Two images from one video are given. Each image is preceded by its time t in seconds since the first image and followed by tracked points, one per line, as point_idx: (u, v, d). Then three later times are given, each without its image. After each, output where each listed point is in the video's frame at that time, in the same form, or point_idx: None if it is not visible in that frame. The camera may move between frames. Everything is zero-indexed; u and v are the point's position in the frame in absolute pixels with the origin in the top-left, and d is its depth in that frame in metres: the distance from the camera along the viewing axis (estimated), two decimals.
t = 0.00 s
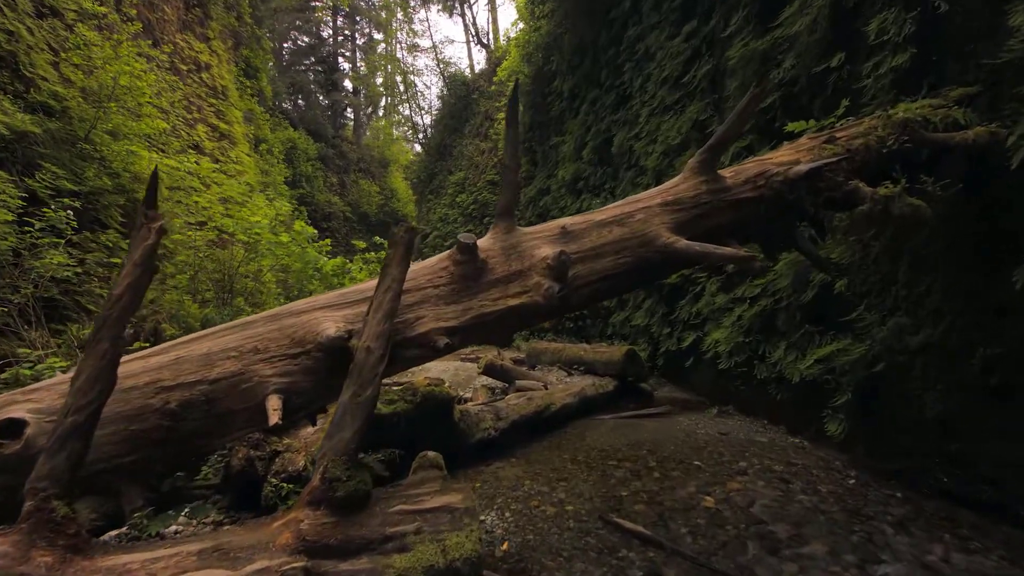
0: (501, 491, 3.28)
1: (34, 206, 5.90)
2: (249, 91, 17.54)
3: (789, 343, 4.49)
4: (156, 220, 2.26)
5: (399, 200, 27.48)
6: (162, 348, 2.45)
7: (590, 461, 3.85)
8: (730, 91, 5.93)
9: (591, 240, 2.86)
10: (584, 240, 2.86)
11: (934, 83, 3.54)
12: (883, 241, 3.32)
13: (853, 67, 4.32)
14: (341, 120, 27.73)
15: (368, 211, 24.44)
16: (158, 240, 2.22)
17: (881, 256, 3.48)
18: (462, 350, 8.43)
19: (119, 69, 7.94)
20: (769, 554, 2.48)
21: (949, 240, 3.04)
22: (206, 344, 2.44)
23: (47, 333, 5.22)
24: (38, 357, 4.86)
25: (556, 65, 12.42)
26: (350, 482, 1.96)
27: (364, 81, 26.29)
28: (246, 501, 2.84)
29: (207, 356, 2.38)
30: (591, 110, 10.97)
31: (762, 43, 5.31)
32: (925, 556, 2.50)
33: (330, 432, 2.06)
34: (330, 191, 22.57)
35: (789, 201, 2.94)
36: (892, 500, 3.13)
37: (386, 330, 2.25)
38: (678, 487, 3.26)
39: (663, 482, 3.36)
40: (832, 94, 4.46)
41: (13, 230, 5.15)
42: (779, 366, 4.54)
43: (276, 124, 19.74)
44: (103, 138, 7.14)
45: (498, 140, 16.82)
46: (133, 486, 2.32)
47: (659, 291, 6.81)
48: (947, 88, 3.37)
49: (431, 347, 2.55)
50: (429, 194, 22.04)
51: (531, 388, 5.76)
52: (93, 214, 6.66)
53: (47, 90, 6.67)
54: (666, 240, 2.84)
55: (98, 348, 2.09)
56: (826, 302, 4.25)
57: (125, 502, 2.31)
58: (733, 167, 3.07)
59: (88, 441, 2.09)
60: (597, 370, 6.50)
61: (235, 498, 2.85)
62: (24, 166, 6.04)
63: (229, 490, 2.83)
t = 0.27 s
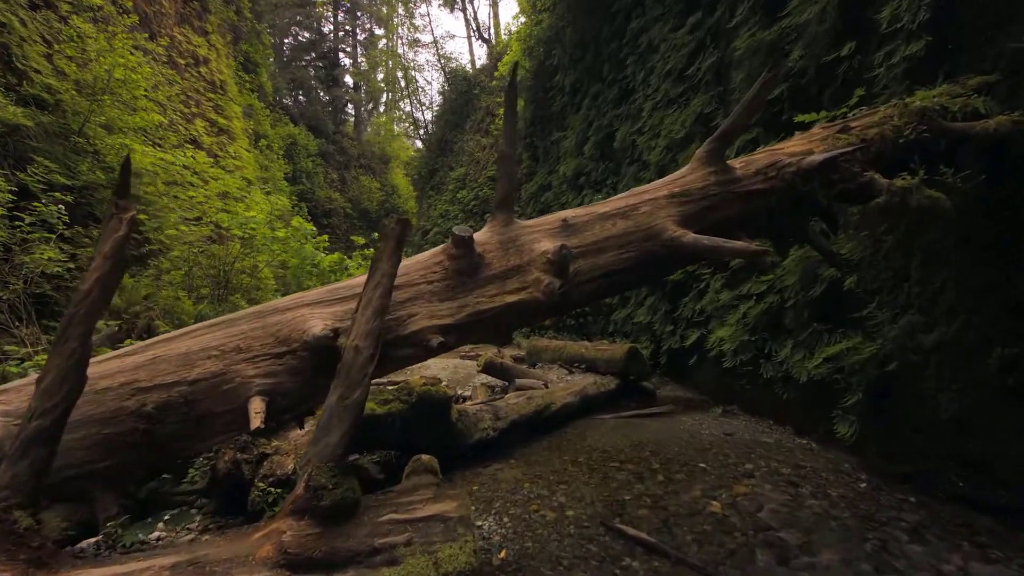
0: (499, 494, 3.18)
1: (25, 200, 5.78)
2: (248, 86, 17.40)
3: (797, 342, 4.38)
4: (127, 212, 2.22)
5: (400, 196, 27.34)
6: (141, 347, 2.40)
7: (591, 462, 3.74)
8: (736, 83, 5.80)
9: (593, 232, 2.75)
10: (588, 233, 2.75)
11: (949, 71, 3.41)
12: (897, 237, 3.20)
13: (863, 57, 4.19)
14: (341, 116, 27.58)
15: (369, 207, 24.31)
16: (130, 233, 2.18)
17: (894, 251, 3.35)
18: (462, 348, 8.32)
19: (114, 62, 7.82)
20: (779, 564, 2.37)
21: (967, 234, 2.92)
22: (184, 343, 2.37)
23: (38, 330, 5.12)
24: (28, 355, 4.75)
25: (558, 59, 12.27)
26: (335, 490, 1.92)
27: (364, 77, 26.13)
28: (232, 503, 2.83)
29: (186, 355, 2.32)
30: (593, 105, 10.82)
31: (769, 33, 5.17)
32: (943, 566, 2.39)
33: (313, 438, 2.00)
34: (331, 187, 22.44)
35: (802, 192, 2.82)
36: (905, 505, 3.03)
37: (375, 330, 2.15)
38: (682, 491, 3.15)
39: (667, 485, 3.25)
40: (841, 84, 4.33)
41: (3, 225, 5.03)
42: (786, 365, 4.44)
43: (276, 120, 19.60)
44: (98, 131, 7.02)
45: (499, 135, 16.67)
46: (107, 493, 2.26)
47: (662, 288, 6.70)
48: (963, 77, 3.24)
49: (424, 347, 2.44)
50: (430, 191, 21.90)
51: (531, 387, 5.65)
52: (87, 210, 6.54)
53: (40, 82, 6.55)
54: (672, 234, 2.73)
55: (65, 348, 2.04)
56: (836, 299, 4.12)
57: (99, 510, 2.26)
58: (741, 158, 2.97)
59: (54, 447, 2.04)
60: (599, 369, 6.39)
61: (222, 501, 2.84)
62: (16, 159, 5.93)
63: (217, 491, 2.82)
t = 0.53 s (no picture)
0: (496, 498, 3.07)
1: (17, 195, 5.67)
2: (248, 82, 17.24)
3: (805, 341, 4.28)
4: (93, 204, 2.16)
5: (401, 193, 27.19)
6: (114, 347, 2.35)
7: (593, 464, 3.63)
8: (742, 76, 5.66)
9: (595, 226, 2.64)
10: (590, 227, 2.64)
11: (966, 60, 3.27)
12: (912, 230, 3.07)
13: (875, 46, 4.05)
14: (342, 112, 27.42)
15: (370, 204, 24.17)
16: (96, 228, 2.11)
17: (906, 247, 3.23)
18: (461, 345, 8.19)
19: (109, 54, 7.70)
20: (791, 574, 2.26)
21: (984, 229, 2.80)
22: (160, 344, 2.32)
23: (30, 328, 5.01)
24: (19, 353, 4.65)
25: (559, 53, 12.11)
26: (318, 501, 1.95)
27: (365, 72, 25.96)
28: (212, 512, 2.82)
29: (162, 355, 2.28)
30: (595, 99, 10.67)
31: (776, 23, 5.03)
32: None
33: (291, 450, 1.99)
34: (332, 184, 22.30)
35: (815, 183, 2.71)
36: (918, 510, 2.91)
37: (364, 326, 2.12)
38: (688, 495, 3.04)
39: (672, 488, 3.14)
40: (852, 75, 4.19)
41: None
42: (794, 364, 4.34)
43: (277, 116, 19.45)
44: (92, 125, 6.91)
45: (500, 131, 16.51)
46: (76, 502, 2.20)
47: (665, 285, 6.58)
48: (981, 66, 3.11)
49: (415, 346, 2.35)
50: (431, 187, 21.75)
51: (532, 386, 5.53)
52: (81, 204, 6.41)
53: (33, 75, 6.43)
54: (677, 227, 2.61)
55: (26, 348, 1.98)
56: (845, 296, 4.01)
57: (69, 519, 2.20)
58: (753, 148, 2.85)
59: (13, 454, 2.00)
60: (600, 367, 6.27)
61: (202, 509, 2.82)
62: (8, 153, 5.81)
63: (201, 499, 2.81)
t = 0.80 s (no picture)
0: (494, 502, 2.96)
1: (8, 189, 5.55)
2: (248, 78, 17.10)
3: (813, 339, 4.17)
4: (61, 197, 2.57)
5: (403, 190, 27.06)
6: (84, 347, 2.27)
7: (594, 466, 3.52)
8: (747, 68, 5.52)
9: (596, 219, 2.54)
10: (590, 220, 2.55)
11: (983, 48, 3.14)
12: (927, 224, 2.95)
13: (886, 35, 3.92)
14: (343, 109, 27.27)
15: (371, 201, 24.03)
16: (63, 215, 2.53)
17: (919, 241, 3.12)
18: (462, 343, 8.08)
19: (103, 48, 7.59)
20: None
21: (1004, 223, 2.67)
22: (130, 344, 2.25)
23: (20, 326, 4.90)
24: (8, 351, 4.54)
25: (561, 48, 11.97)
26: (297, 513, 1.94)
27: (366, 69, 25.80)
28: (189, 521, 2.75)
29: (134, 356, 2.20)
30: (597, 95, 10.53)
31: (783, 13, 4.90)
32: None
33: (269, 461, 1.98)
34: (333, 181, 22.17)
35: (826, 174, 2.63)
36: (932, 516, 2.81)
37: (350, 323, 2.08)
38: (693, 499, 2.93)
39: (676, 493, 3.03)
40: (862, 66, 4.06)
41: None
42: (801, 363, 4.23)
43: (277, 113, 19.31)
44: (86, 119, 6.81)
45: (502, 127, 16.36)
46: (44, 511, 2.12)
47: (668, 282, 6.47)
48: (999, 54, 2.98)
49: (405, 346, 2.26)
50: (433, 184, 21.62)
51: (532, 385, 5.43)
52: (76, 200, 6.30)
53: (25, 69, 6.32)
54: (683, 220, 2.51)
55: None
56: (854, 293, 3.90)
57: (36, 529, 2.12)
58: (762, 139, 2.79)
59: None
60: (602, 366, 6.16)
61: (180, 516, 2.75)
62: None
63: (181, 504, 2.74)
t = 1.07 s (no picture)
0: (491, 507, 2.85)
1: None
2: (247, 75, 16.94)
3: (820, 338, 4.05)
4: (9, 174, 2.98)
5: (403, 188, 26.92)
6: (50, 345, 2.17)
7: (594, 469, 3.40)
8: (752, 61, 5.40)
9: (597, 211, 2.47)
10: (591, 211, 2.47)
11: (999, 36, 3.02)
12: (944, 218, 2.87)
13: (897, 25, 3.79)
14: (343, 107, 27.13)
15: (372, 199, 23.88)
16: (12, 189, 2.94)
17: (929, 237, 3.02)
18: (461, 342, 7.97)
19: (97, 41, 7.47)
20: None
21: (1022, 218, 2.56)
22: (100, 343, 2.16)
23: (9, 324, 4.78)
24: None
25: (561, 44, 11.84)
26: (274, 525, 1.87)
27: (366, 66, 25.65)
28: (174, 528, 2.60)
29: (105, 355, 2.11)
30: (598, 91, 10.41)
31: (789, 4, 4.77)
32: None
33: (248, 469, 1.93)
34: (333, 179, 22.01)
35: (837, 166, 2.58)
36: (946, 522, 2.70)
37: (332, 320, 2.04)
38: (697, 504, 2.83)
39: (680, 499, 2.91)
40: (871, 57, 3.94)
41: None
42: (807, 362, 4.13)
43: (277, 111, 19.17)
44: (79, 114, 6.69)
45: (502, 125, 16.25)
46: (8, 524, 2.11)
47: (670, 280, 6.36)
48: (1016, 42, 2.86)
49: (393, 345, 2.19)
50: (433, 182, 21.48)
51: (532, 385, 5.32)
52: (70, 195, 6.18)
53: (17, 61, 6.20)
54: (688, 212, 2.43)
55: None
56: (861, 291, 3.81)
57: None
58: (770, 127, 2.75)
59: None
60: (603, 365, 6.05)
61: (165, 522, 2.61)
62: None
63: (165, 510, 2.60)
